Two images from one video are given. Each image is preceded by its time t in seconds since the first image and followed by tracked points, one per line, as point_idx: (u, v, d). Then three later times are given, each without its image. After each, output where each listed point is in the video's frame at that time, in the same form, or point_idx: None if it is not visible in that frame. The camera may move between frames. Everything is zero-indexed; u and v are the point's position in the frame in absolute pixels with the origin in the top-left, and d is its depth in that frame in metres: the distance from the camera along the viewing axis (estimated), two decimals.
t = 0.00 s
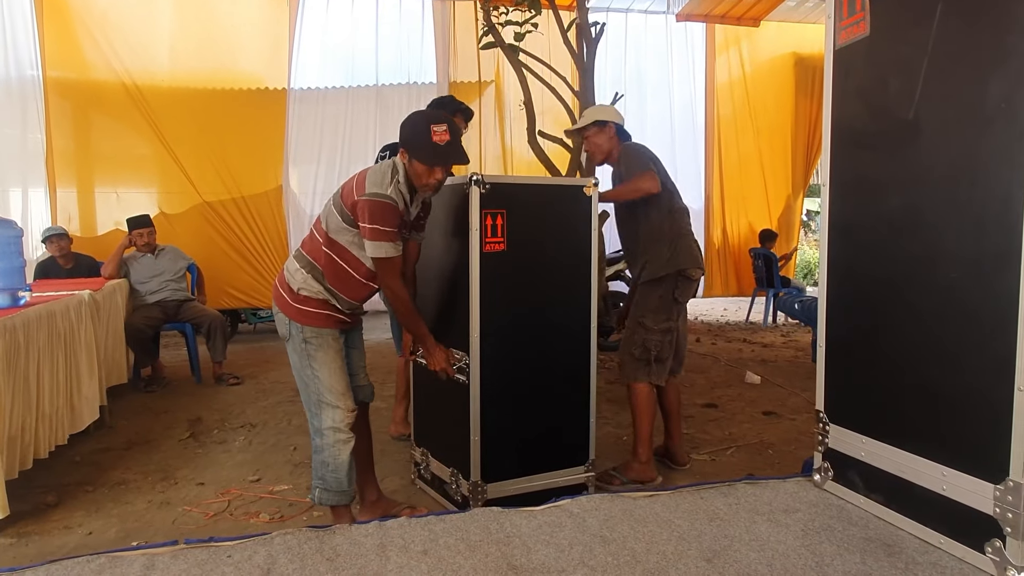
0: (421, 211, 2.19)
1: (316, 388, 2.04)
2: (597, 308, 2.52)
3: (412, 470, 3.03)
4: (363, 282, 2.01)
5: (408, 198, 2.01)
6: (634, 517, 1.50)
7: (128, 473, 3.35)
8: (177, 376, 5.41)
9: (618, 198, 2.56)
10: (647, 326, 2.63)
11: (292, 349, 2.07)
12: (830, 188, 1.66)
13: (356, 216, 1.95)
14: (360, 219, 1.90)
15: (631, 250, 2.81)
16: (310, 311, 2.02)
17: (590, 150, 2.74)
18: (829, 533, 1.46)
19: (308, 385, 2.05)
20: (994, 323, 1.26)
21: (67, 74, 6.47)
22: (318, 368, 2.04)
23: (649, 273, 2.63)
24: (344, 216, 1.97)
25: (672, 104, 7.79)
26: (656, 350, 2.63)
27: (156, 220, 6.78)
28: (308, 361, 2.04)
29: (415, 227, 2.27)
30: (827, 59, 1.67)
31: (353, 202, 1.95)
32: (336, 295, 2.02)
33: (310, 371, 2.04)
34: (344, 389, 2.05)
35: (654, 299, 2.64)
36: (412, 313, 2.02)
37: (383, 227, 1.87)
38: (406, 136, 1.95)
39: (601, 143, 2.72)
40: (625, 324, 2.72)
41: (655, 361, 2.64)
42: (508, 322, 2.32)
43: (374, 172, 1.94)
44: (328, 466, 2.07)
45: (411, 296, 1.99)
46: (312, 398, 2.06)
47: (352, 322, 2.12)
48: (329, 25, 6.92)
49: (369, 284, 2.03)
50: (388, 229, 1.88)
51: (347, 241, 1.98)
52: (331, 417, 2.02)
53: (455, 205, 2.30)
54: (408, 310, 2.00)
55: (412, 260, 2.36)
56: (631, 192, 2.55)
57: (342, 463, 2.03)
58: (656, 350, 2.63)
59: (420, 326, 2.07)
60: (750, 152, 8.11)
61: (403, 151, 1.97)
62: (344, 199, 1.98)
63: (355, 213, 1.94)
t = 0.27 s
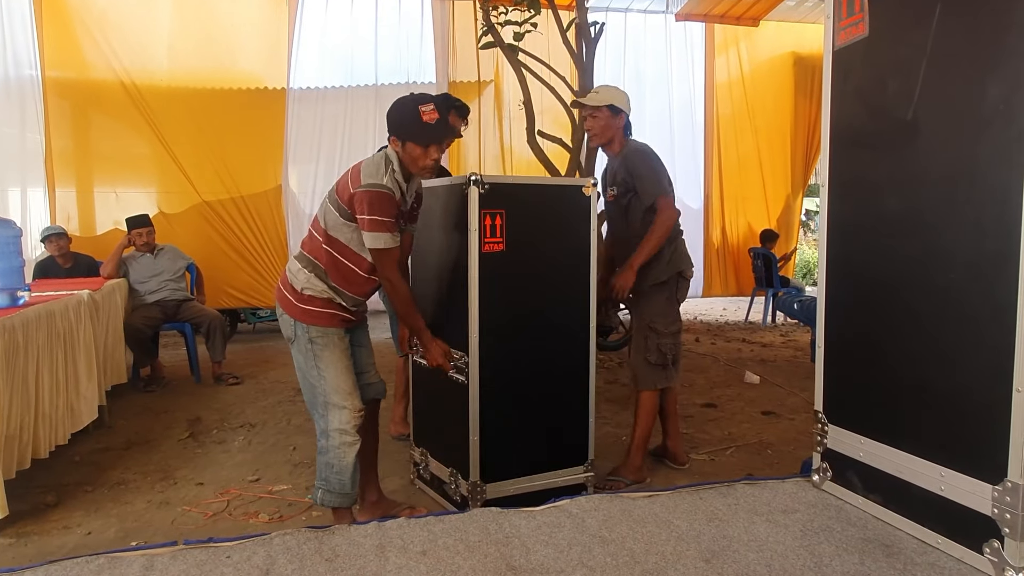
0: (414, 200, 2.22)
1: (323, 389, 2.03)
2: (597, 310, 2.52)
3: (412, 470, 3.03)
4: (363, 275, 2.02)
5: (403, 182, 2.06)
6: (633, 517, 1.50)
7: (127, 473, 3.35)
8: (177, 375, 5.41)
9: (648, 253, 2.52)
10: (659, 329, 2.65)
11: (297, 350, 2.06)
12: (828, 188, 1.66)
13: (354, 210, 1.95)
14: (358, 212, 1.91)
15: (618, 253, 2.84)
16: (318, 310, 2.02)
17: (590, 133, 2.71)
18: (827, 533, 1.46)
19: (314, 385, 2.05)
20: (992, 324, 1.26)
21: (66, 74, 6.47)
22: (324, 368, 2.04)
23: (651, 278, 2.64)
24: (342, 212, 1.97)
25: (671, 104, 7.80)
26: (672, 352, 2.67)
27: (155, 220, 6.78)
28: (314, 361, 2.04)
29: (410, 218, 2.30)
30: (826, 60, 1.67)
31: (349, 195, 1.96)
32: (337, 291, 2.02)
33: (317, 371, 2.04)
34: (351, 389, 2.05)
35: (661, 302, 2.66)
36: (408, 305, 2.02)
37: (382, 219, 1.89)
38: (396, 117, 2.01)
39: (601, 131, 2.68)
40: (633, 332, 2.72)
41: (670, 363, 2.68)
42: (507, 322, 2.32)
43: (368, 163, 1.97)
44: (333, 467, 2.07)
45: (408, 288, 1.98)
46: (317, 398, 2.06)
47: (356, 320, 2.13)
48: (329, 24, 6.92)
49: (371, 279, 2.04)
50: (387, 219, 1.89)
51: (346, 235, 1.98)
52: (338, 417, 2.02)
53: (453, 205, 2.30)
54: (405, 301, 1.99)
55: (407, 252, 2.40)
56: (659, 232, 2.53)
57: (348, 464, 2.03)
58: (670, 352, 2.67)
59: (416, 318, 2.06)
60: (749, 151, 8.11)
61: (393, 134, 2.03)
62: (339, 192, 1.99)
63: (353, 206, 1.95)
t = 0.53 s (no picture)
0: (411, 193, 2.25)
1: (336, 390, 2.04)
2: (598, 311, 2.53)
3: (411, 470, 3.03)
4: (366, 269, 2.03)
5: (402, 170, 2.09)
6: (632, 518, 1.50)
7: (127, 473, 3.35)
8: (176, 375, 5.41)
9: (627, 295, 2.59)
10: (655, 333, 2.66)
11: (309, 352, 2.06)
12: (828, 189, 1.66)
13: (356, 204, 1.97)
14: (362, 205, 1.94)
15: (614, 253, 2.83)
16: (325, 309, 2.02)
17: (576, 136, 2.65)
18: (827, 535, 1.47)
19: (327, 386, 2.05)
20: (991, 325, 1.27)
21: (65, 74, 6.47)
22: (337, 369, 2.04)
23: (654, 283, 2.68)
24: (345, 208, 1.99)
25: (671, 104, 7.80)
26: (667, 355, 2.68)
27: (155, 220, 6.78)
28: (327, 362, 2.04)
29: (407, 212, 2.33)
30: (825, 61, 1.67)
31: (350, 189, 1.98)
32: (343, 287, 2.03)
33: (330, 372, 2.04)
34: (364, 389, 2.06)
35: (661, 306, 2.69)
36: (412, 299, 2.01)
37: (385, 210, 1.91)
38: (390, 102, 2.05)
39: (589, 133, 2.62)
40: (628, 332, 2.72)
41: (662, 368, 2.68)
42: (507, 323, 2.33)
43: (368, 157, 2.00)
44: (346, 469, 2.06)
45: (411, 281, 1.99)
46: (330, 400, 2.06)
47: (365, 319, 2.14)
48: (328, 24, 6.92)
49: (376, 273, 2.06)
50: (392, 211, 1.92)
51: (349, 229, 2.00)
52: (352, 417, 2.02)
53: (454, 206, 2.31)
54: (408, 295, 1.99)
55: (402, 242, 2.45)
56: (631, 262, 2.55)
57: (362, 465, 2.03)
58: (663, 356, 2.68)
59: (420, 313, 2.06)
60: (749, 151, 8.11)
61: (386, 123, 2.07)
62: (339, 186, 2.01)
63: (355, 199, 1.97)
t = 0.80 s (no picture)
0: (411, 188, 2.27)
1: (340, 388, 2.04)
2: (600, 312, 2.53)
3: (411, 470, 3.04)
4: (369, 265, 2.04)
5: (404, 165, 2.11)
6: (632, 519, 1.50)
7: (127, 473, 3.35)
8: (176, 375, 5.41)
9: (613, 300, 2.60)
10: (647, 335, 2.66)
11: (314, 351, 2.06)
12: (828, 190, 1.66)
13: (362, 201, 1.98)
14: (367, 201, 1.94)
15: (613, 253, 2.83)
16: (329, 307, 2.02)
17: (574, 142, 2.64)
18: (826, 535, 1.47)
19: (330, 385, 2.05)
20: (990, 326, 1.27)
21: (65, 73, 6.47)
22: (341, 368, 2.04)
23: (649, 286, 2.68)
24: (350, 205, 1.99)
25: (671, 104, 7.80)
26: (657, 359, 2.67)
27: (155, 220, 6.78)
28: (332, 361, 2.04)
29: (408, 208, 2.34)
30: (826, 61, 1.67)
31: (355, 185, 1.99)
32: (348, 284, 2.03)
33: (334, 370, 2.04)
34: (367, 389, 2.06)
35: (656, 309, 2.69)
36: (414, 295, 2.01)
37: (386, 203, 1.93)
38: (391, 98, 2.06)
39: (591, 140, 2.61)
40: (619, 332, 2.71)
41: (650, 371, 2.68)
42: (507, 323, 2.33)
43: (371, 154, 2.01)
44: (346, 468, 2.06)
45: (411, 277, 2.00)
46: (333, 399, 2.05)
47: (370, 318, 2.14)
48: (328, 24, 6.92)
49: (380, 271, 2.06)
50: (397, 207, 1.94)
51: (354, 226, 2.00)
52: (355, 417, 2.02)
53: (455, 205, 2.31)
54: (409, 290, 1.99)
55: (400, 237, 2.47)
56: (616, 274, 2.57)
57: (362, 464, 2.03)
58: (653, 360, 2.67)
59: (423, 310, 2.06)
60: (749, 151, 8.11)
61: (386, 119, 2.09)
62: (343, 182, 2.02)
63: (360, 195, 1.98)
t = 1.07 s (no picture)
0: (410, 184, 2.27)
1: (340, 386, 2.04)
2: (597, 310, 2.54)
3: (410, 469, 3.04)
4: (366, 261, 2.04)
5: (404, 161, 2.11)
6: (631, 517, 1.51)
7: (126, 472, 3.35)
8: (175, 374, 5.41)
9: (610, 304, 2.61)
10: (643, 333, 2.67)
11: (316, 348, 2.06)
12: (827, 188, 1.66)
13: (361, 196, 1.99)
14: (366, 196, 1.95)
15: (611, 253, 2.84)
16: (329, 303, 2.02)
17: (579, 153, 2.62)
18: (825, 533, 1.47)
19: (331, 383, 2.05)
20: (989, 324, 1.27)
21: (64, 72, 6.47)
22: (343, 366, 2.04)
23: (649, 286, 2.71)
24: (350, 201, 2.00)
25: (671, 103, 7.80)
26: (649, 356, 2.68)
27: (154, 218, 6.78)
28: (334, 358, 2.04)
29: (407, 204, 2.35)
30: (825, 59, 1.67)
31: (354, 180, 2.00)
32: (346, 281, 2.02)
33: (335, 368, 2.04)
34: (368, 387, 2.06)
35: (652, 308, 2.70)
36: (411, 292, 2.01)
37: (383, 199, 1.94)
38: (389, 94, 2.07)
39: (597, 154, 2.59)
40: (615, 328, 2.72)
41: (645, 369, 2.69)
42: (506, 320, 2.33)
43: (371, 150, 2.01)
44: (345, 467, 2.06)
45: (406, 274, 2.00)
46: (333, 397, 2.05)
47: (371, 316, 2.14)
48: (327, 23, 6.92)
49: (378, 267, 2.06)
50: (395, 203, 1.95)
51: (353, 221, 2.01)
52: (355, 415, 2.02)
53: (454, 203, 2.31)
54: (405, 287, 1.98)
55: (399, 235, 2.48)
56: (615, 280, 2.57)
57: (361, 462, 2.03)
58: (647, 358, 2.69)
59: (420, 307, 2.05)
60: (749, 150, 8.12)
61: (384, 114, 2.09)
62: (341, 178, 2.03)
63: (359, 190, 1.98)
